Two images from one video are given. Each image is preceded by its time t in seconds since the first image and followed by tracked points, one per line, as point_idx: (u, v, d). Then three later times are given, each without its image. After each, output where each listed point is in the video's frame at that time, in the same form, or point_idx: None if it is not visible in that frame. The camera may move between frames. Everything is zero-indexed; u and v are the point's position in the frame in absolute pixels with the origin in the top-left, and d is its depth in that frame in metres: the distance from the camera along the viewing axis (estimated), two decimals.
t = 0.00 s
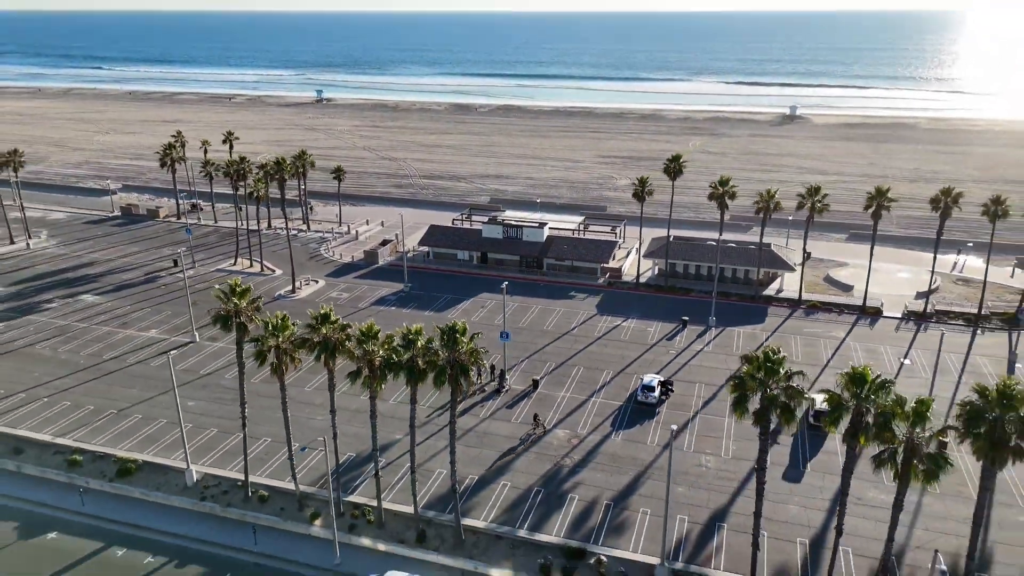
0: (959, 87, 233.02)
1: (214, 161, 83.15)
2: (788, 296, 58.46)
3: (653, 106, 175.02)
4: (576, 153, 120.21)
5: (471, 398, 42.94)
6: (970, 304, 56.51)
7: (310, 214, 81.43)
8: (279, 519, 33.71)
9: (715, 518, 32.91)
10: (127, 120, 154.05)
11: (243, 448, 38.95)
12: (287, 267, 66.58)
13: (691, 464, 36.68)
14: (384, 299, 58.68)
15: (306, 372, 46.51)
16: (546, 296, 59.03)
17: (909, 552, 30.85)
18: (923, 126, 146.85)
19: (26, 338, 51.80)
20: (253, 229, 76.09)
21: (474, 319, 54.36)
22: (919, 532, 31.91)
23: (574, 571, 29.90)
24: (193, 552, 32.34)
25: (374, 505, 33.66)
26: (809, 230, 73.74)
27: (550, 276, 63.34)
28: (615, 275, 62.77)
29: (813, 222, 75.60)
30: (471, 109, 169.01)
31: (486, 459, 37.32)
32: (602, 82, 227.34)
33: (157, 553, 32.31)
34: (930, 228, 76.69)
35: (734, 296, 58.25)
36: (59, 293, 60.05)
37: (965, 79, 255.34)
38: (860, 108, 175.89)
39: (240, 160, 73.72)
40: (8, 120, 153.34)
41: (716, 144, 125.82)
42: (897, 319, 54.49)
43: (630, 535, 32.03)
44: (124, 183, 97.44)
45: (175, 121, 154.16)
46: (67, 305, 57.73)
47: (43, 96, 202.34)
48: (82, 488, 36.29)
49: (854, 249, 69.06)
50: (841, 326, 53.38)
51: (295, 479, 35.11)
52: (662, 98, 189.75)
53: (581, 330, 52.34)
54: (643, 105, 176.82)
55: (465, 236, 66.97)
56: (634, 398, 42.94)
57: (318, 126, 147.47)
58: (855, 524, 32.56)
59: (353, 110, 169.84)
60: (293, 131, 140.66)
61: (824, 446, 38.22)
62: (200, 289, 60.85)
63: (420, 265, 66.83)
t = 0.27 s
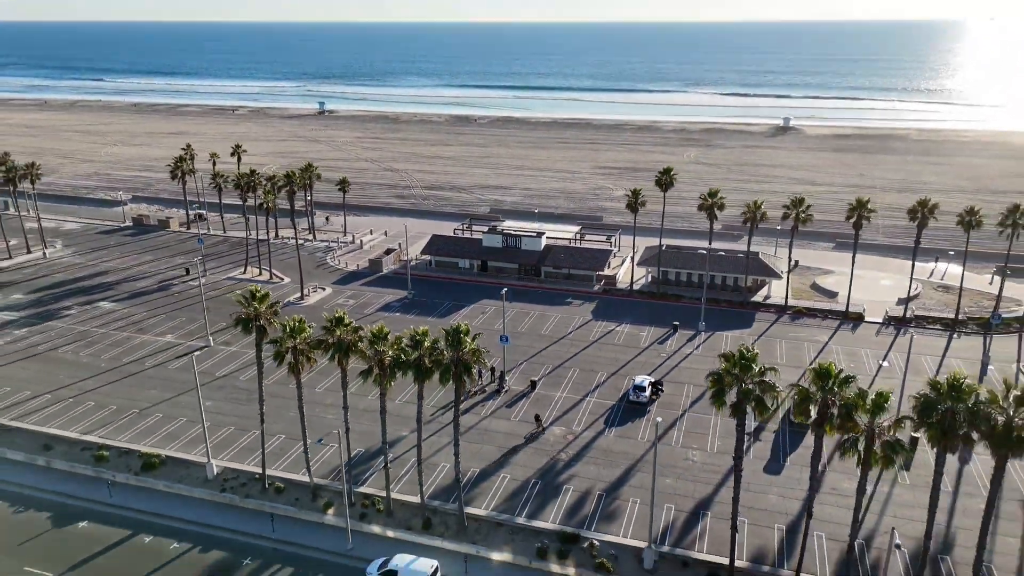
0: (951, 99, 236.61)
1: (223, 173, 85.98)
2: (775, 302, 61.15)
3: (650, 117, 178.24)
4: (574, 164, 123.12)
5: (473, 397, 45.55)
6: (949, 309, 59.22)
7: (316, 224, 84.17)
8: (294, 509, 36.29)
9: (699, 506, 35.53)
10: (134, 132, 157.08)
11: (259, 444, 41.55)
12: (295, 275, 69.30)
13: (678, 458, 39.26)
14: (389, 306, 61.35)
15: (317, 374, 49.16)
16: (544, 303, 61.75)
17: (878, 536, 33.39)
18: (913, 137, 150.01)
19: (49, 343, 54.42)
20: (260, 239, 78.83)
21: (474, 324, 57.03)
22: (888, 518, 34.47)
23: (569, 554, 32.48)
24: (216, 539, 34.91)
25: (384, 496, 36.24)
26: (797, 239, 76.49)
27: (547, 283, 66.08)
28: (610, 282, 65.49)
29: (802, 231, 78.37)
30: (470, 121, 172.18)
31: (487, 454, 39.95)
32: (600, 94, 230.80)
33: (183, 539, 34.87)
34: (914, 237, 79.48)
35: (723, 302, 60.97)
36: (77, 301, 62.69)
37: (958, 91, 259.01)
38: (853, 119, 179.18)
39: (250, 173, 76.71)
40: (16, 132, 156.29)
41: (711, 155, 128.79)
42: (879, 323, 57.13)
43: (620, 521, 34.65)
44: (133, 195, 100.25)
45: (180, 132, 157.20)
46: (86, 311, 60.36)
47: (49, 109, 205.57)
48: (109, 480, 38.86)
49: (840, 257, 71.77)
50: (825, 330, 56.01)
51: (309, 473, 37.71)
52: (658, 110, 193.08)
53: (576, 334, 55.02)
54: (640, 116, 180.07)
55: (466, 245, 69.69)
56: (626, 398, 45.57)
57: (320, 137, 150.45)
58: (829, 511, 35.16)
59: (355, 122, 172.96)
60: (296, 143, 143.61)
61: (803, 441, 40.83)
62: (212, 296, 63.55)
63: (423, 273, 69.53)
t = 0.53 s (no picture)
0: (944, 109, 240.15)
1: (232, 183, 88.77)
2: (763, 308, 63.80)
3: (647, 127, 181.35)
4: (572, 174, 126.00)
5: (474, 398, 48.10)
6: (930, 314, 61.86)
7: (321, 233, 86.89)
8: (308, 499, 38.85)
9: (686, 497, 38.11)
10: (141, 142, 160.02)
11: (273, 441, 44.11)
12: (303, 281, 72.00)
13: (667, 453, 41.81)
14: (393, 311, 64.01)
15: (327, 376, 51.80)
16: (542, 308, 64.42)
17: (851, 523, 35.96)
18: (904, 147, 153.07)
19: (70, 346, 57.04)
20: (268, 247, 81.53)
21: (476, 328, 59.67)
22: (861, 507, 36.99)
23: (564, 540, 35.03)
24: (235, 527, 37.44)
25: (391, 487, 38.81)
26: (786, 247, 79.17)
27: (546, 289, 68.77)
28: (606, 288, 68.16)
29: (791, 240, 81.11)
30: (471, 131, 175.25)
31: (488, 449, 42.55)
32: (598, 104, 234.29)
33: (204, 528, 37.41)
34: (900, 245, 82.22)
35: (713, 308, 63.63)
36: (94, 306, 65.33)
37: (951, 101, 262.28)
38: (846, 130, 182.36)
39: (258, 184, 79.27)
40: (25, 142, 159.32)
41: (705, 165, 131.75)
42: (862, 328, 59.79)
43: (612, 511, 37.24)
44: (143, 204, 103.03)
45: (186, 143, 160.26)
46: (103, 317, 62.99)
47: (57, 119, 208.83)
48: (133, 474, 41.41)
49: (827, 264, 74.45)
50: (810, 335, 58.65)
51: (321, 467, 40.30)
52: (656, 120, 196.27)
53: (573, 338, 57.68)
54: (637, 126, 183.22)
55: (467, 253, 72.40)
56: (619, 398, 48.17)
57: (324, 147, 153.47)
58: (806, 501, 37.72)
59: (357, 132, 176.01)
60: (300, 153, 146.56)
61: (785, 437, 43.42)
62: (224, 302, 66.23)
63: (426, 279, 72.22)
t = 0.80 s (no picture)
0: (938, 119, 243.44)
1: (239, 194, 91.57)
2: (752, 314, 66.46)
3: (644, 138, 184.38)
4: (570, 184, 128.81)
5: (474, 398, 50.73)
6: (911, 319, 64.53)
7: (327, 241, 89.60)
8: (320, 492, 41.43)
9: (673, 489, 40.72)
10: (147, 152, 162.97)
11: (285, 439, 46.71)
12: (310, 288, 74.69)
13: (657, 449, 44.40)
14: (397, 317, 66.69)
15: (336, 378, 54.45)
16: (540, 314, 67.11)
17: (827, 513, 38.55)
18: (896, 157, 156.08)
19: (88, 350, 59.70)
20: (275, 255, 84.23)
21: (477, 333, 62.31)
22: (837, 498, 39.60)
23: (559, 528, 37.62)
24: (251, 517, 39.99)
25: (397, 480, 41.42)
26: (777, 255, 81.86)
27: (544, 296, 71.44)
28: (601, 295, 70.85)
29: (781, 248, 83.84)
30: (471, 141, 178.21)
31: (488, 446, 45.17)
32: (596, 114, 237.52)
33: (222, 518, 39.93)
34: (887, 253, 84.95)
35: (705, 314, 66.30)
36: (110, 312, 68.03)
37: (945, 111, 265.60)
38: (840, 140, 185.46)
39: (266, 195, 81.85)
40: (34, 152, 162.35)
41: (700, 175, 134.65)
42: (846, 333, 62.43)
43: (604, 502, 39.86)
44: (152, 213, 105.83)
45: (192, 153, 163.19)
46: (119, 322, 65.64)
47: (63, 129, 211.92)
48: (154, 469, 44.01)
49: (816, 272, 77.15)
50: (797, 339, 61.26)
51: (332, 462, 42.90)
52: (652, 130, 199.46)
53: (570, 342, 60.34)
54: (635, 136, 186.20)
55: (468, 261, 75.11)
56: (613, 398, 50.79)
57: (326, 158, 156.46)
58: (786, 493, 40.33)
59: (359, 142, 178.96)
60: (304, 163, 149.46)
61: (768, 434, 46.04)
62: (234, 308, 68.94)
63: (428, 286, 74.91)
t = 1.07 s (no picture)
0: (931, 129, 247.13)
1: (247, 204, 94.59)
2: (742, 319, 69.39)
3: (642, 148, 187.68)
4: (569, 194, 131.90)
5: (475, 399, 53.61)
6: (894, 324, 67.44)
7: (332, 250, 92.56)
8: (331, 486, 44.22)
9: (662, 482, 43.56)
10: (154, 163, 166.23)
11: (297, 437, 49.56)
12: (316, 295, 77.55)
13: (648, 446, 47.23)
14: (401, 323, 69.58)
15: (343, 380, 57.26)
16: (538, 320, 70.04)
17: (805, 504, 41.39)
18: (887, 167, 159.42)
19: (107, 354, 62.58)
20: (283, 264, 87.17)
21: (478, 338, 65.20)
22: (814, 491, 42.42)
23: (555, 518, 40.46)
24: (266, 509, 42.68)
25: (403, 475, 44.33)
26: (767, 263, 84.83)
27: (542, 303, 74.34)
28: (598, 302, 73.78)
29: (771, 257, 86.83)
30: (471, 152, 181.51)
31: (489, 442, 48.05)
32: (595, 124, 241.07)
33: (240, 509, 42.66)
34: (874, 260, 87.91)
35: (696, 320, 69.24)
36: (126, 318, 70.91)
37: (938, 121, 269.12)
38: (833, 150, 188.85)
39: (275, 207, 84.89)
40: (43, 162, 165.63)
41: (695, 185, 137.86)
42: (830, 338, 65.32)
43: (597, 494, 42.71)
44: (162, 223, 108.85)
45: (198, 164, 166.37)
46: (135, 328, 68.57)
47: (70, 139, 215.20)
48: (175, 464, 46.78)
49: (804, 279, 80.11)
50: (783, 344, 64.14)
51: (342, 458, 45.76)
52: (650, 140, 202.94)
53: (566, 346, 63.24)
54: (632, 147, 189.53)
55: (469, 269, 78.07)
56: (606, 399, 53.68)
57: (330, 168, 159.68)
58: (768, 486, 43.11)
59: (362, 153, 182.24)
60: (308, 173, 152.61)
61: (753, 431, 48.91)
62: (244, 314, 71.80)
63: (431, 293, 77.80)
